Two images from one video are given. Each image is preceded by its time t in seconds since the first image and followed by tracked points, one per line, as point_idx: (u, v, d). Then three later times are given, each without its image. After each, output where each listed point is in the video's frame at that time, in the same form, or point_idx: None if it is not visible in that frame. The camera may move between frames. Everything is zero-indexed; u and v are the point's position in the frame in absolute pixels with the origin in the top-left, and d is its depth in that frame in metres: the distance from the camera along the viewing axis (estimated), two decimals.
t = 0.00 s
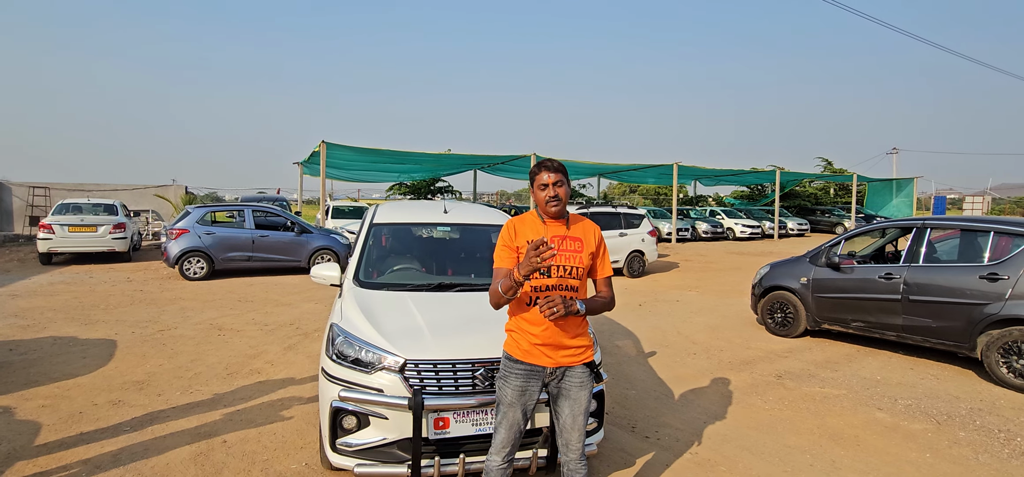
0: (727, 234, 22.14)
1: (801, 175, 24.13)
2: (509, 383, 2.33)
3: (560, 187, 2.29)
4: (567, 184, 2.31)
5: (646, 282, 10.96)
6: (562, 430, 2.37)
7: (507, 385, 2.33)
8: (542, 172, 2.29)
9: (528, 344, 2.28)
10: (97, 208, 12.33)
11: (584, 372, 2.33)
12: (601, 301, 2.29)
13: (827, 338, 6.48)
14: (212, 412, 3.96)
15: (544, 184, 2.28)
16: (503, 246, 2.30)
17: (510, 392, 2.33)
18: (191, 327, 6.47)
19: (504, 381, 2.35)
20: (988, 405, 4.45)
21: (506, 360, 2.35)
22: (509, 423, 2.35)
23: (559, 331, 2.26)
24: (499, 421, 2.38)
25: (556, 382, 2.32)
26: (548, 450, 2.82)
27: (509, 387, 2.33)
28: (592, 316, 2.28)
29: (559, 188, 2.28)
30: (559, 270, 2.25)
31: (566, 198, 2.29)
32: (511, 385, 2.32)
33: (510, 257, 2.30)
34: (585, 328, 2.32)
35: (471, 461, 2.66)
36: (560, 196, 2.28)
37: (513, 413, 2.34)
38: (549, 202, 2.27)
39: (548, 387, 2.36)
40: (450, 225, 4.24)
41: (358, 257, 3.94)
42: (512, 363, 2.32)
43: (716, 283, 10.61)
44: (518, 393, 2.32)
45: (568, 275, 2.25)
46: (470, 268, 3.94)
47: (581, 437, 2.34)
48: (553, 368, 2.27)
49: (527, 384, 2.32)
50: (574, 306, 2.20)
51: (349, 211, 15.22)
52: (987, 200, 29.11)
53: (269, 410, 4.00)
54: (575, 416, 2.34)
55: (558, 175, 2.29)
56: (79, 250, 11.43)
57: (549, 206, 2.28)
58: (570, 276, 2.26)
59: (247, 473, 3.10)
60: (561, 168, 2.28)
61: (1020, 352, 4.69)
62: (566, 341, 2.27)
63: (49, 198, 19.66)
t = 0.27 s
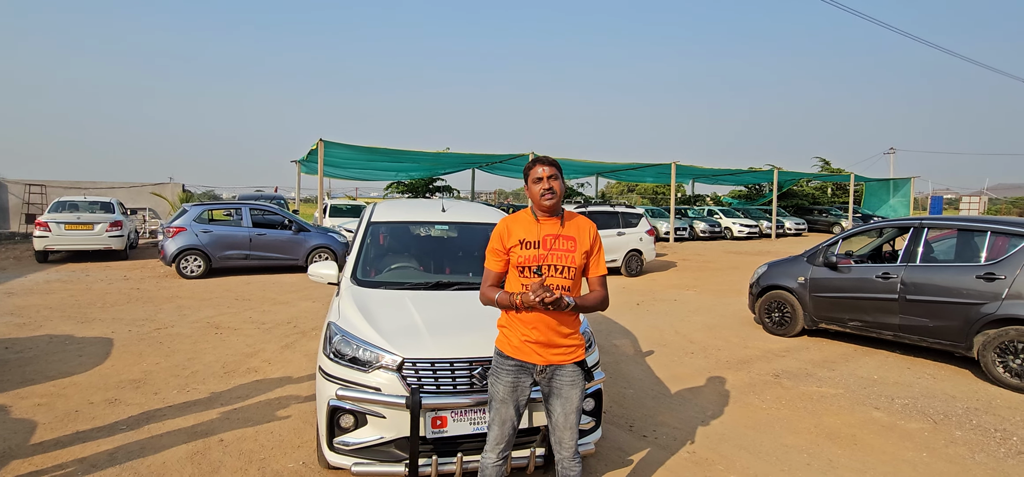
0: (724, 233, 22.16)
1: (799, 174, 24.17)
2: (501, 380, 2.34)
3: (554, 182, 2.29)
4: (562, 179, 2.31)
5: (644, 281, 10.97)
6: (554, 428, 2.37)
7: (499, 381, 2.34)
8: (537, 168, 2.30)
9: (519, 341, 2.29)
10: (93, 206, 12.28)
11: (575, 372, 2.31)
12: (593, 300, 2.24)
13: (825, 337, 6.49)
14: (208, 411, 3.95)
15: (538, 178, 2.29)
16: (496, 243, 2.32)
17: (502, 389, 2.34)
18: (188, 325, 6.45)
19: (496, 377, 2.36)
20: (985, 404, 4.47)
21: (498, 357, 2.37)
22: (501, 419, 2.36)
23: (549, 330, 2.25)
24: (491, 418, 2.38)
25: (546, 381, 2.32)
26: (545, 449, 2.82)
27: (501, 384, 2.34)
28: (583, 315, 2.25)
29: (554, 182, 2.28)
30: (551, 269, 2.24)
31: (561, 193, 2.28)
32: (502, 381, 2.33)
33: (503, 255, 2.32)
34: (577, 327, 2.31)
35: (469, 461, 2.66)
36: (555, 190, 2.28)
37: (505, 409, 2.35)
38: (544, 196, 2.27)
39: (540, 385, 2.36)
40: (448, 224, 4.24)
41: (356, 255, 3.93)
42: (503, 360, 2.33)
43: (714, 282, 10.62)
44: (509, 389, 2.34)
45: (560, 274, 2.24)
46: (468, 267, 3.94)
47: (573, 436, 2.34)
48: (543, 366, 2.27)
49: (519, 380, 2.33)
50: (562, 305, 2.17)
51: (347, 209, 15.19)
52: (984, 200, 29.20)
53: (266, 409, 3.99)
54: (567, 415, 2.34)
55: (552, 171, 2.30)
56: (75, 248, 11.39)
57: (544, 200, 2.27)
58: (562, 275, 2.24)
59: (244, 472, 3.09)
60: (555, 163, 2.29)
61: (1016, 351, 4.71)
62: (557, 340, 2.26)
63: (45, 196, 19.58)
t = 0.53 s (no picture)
0: (722, 231, 22.17)
1: (797, 173, 24.20)
2: (496, 375, 2.35)
3: (551, 180, 2.29)
4: (558, 178, 2.30)
5: (642, 280, 10.97)
6: (549, 425, 2.37)
7: (494, 376, 2.35)
8: (533, 167, 2.30)
9: (513, 337, 2.30)
10: (90, 202, 12.23)
11: (569, 369, 2.31)
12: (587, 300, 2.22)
13: (822, 336, 6.50)
14: (206, 408, 3.94)
15: (534, 176, 2.28)
16: (492, 242, 2.34)
17: (497, 383, 2.35)
18: (185, 322, 6.43)
19: (491, 372, 2.37)
20: (981, 402, 4.48)
21: (493, 352, 2.38)
22: (497, 414, 2.36)
23: (543, 328, 2.25)
24: (488, 414, 2.39)
25: (540, 378, 2.32)
26: (543, 447, 2.82)
27: (496, 379, 2.35)
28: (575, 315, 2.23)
29: (549, 181, 2.28)
30: (544, 268, 2.23)
31: (557, 191, 2.28)
32: (497, 376, 2.34)
33: (498, 253, 2.34)
34: (572, 325, 2.30)
35: (468, 458, 2.66)
36: (551, 189, 2.27)
37: (501, 404, 2.35)
38: (539, 195, 2.26)
39: (534, 381, 2.36)
40: (446, 222, 4.23)
41: (354, 253, 3.92)
42: (497, 355, 2.35)
43: (712, 281, 10.63)
44: (505, 384, 2.34)
45: (554, 273, 2.23)
46: (466, 265, 3.93)
47: (568, 433, 2.34)
48: (536, 363, 2.28)
49: (514, 375, 2.34)
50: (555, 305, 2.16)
51: (345, 207, 15.16)
52: (981, 199, 29.26)
53: (264, 407, 3.98)
54: (562, 412, 2.33)
55: (549, 170, 2.30)
56: (72, 245, 11.35)
57: (539, 199, 2.26)
58: (555, 274, 2.23)
59: (242, 469, 3.09)
60: (551, 162, 2.29)
61: (1013, 350, 4.72)
62: (550, 338, 2.26)
63: (42, 193, 19.52)
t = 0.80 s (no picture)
0: (722, 229, 22.16)
1: (797, 171, 24.19)
2: (493, 371, 2.34)
3: (549, 180, 2.27)
4: (556, 176, 2.29)
5: (642, 277, 10.97)
6: (547, 423, 2.37)
7: (491, 373, 2.35)
8: (531, 165, 2.28)
9: (510, 334, 2.30)
10: (89, 199, 12.22)
11: (566, 367, 2.31)
12: (584, 297, 2.22)
13: (821, 334, 6.51)
14: (205, 406, 3.94)
15: (533, 176, 2.27)
16: (489, 240, 2.33)
17: (494, 380, 2.34)
18: (184, 320, 6.43)
19: (488, 369, 2.36)
20: (980, 401, 4.48)
21: (490, 349, 2.38)
22: (495, 411, 2.35)
23: (540, 325, 2.25)
24: (485, 411, 2.38)
25: (537, 376, 2.32)
26: (541, 445, 2.82)
27: (493, 376, 2.34)
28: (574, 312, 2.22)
29: (548, 180, 2.26)
30: (541, 266, 2.23)
31: (555, 191, 2.27)
32: (494, 373, 2.34)
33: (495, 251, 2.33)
34: (570, 323, 2.30)
35: (466, 456, 2.65)
36: (549, 189, 2.26)
37: (498, 401, 2.35)
38: (537, 194, 2.25)
39: (531, 379, 2.36)
40: (446, 219, 4.23)
41: (353, 251, 3.92)
42: (494, 352, 2.34)
43: (711, 279, 10.63)
44: (502, 381, 2.33)
45: (550, 271, 2.23)
46: (465, 262, 3.92)
47: (566, 431, 2.34)
48: (533, 360, 2.27)
49: (511, 372, 2.33)
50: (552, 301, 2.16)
51: (345, 204, 15.14)
52: (980, 197, 29.25)
53: (263, 404, 3.98)
54: (559, 410, 2.33)
55: (547, 168, 2.28)
56: (70, 242, 11.34)
57: (536, 199, 2.26)
58: (553, 272, 2.23)
59: (241, 467, 3.09)
60: (549, 161, 2.27)
61: (1012, 348, 4.72)
62: (548, 335, 2.25)
63: (41, 190, 19.49)
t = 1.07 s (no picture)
0: (723, 228, 22.14)
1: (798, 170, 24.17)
2: (494, 369, 2.33)
3: (549, 180, 2.26)
4: (557, 176, 2.28)
5: (642, 276, 10.96)
6: (548, 421, 2.36)
7: (492, 371, 2.34)
8: (532, 165, 2.25)
9: (511, 332, 2.28)
10: (90, 197, 12.22)
11: (567, 365, 2.30)
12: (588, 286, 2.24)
13: (822, 332, 6.50)
14: (205, 403, 3.94)
15: (533, 176, 2.24)
16: (489, 236, 2.31)
17: (495, 378, 2.34)
18: (185, 317, 6.43)
19: (489, 367, 2.36)
20: (981, 399, 4.47)
21: (491, 347, 2.37)
22: (495, 409, 2.35)
23: (542, 320, 2.24)
24: (486, 409, 2.38)
25: (538, 373, 2.31)
26: (542, 443, 2.81)
27: (493, 373, 2.34)
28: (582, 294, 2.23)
29: (549, 180, 2.24)
30: (542, 261, 2.23)
31: (555, 191, 2.26)
32: (495, 370, 2.33)
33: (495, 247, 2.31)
34: (571, 320, 2.30)
35: (466, 454, 2.65)
36: (549, 189, 2.25)
37: (499, 399, 2.34)
38: (537, 194, 2.24)
39: (532, 376, 2.35)
40: (446, 217, 4.22)
41: (353, 249, 3.91)
42: (495, 349, 2.33)
43: (712, 277, 10.62)
44: (502, 379, 2.33)
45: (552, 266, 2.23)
46: (466, 260, 3.92)
47: (567, 428, 2.33)
48: (534, 358, 2.27)
49: (511, 370, 2.33)
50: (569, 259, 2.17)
51: (345, 202, 15.14)
52: (982, 197, 29.21)
53: (263, 402, 3.98)
54: (560, 407, 2.33)
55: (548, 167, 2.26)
56: (71, 240, 11.34)
57: (537, 199, 2.25)
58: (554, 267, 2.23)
59: (241, 464, 3.09)
60: (550, 160, 2.25)
61: (1014, 347, 4.71)
62: (549, 332, 2.25)
63: (43, 188, 19.52)
